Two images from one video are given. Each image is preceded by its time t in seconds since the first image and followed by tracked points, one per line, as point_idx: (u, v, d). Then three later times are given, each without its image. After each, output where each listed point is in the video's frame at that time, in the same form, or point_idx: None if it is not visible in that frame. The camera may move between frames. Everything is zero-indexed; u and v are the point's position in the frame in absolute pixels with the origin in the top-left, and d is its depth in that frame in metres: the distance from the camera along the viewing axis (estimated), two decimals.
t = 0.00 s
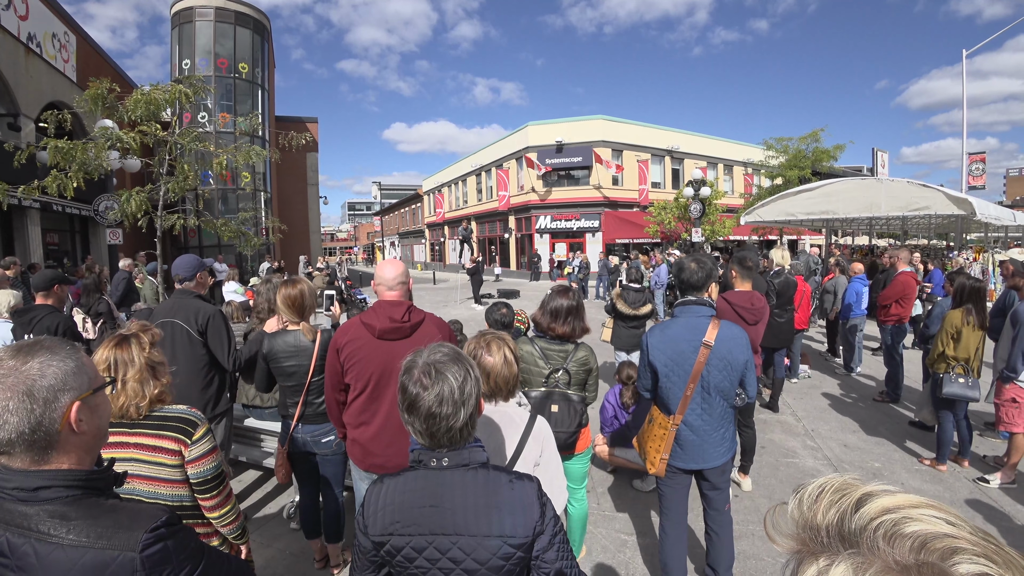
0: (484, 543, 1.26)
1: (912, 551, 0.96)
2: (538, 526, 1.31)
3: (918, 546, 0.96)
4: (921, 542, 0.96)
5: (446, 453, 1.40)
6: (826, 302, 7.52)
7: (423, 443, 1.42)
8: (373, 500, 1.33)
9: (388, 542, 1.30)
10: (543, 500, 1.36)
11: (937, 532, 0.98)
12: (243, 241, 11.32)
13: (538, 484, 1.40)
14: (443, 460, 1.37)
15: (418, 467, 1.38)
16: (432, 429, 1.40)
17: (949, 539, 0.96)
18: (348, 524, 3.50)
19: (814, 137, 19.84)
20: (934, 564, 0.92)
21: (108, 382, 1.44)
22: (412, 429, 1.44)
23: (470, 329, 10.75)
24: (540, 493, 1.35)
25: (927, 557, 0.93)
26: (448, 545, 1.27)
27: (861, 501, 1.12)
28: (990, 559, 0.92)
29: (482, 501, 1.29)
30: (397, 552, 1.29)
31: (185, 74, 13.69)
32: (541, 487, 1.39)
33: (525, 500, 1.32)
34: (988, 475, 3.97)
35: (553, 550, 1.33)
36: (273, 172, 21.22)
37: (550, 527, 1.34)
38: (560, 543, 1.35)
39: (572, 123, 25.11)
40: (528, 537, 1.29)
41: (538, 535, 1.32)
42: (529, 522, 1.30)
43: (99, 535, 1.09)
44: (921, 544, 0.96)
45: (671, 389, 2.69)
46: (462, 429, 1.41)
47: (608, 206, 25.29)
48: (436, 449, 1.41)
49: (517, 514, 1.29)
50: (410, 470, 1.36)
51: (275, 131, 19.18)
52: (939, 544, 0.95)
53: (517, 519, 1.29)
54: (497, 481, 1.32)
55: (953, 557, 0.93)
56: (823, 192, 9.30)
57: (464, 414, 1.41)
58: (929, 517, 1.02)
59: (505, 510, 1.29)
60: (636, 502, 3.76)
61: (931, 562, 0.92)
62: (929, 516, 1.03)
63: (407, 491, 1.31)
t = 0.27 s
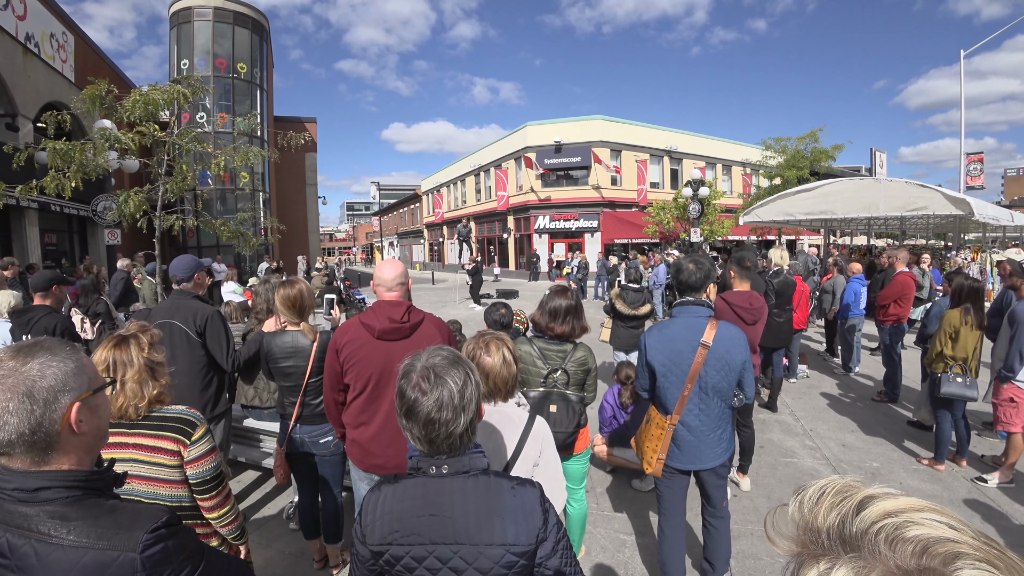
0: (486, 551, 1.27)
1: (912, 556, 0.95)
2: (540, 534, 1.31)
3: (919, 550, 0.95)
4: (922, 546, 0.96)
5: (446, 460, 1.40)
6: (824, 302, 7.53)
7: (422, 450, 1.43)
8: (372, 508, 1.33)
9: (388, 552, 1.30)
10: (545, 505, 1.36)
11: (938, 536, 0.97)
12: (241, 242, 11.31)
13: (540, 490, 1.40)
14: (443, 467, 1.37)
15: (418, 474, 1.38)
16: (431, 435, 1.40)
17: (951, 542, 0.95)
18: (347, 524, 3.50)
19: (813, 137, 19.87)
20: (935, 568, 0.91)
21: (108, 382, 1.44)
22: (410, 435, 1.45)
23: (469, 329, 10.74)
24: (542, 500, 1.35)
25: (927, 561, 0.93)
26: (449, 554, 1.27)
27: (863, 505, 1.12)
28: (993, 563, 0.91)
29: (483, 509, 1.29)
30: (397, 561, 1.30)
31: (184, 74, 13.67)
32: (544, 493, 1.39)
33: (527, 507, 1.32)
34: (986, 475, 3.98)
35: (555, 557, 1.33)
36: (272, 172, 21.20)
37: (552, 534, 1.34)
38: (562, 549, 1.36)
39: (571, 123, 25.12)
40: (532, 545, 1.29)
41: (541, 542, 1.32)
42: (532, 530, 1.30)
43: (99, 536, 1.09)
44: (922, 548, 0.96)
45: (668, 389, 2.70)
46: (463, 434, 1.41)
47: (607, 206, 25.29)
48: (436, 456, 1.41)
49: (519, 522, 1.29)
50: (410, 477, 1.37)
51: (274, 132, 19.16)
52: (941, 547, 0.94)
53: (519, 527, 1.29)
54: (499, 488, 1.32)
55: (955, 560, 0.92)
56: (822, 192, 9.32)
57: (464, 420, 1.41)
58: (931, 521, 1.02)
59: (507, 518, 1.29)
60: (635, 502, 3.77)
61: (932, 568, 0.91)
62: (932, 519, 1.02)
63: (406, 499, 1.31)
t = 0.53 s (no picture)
0: (491, 557, 1.26)
1: (928, 553, 0.96)
2: (545, 539, 1.32)
3: (935, 547, 0.96)
4: (937, 543, 0.96)
5: (450, 465, 1.40)
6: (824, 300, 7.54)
7: (425, 455, 1.42)
8: (374, 514, 1.33)
9: (389, 558, 1.30)
10: (550, 511, 1.36)
11: (955, 534, 0.97)
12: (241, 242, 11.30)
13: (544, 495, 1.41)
14: (447, 472, 1.38)
15: (420, 478, 1.39)
16: (434, 441, 1.39)
17: (968, 541, 0.95)
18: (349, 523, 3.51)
19: (812, 135, 19.88)
20: (949, 565, 0.92)
21: (111, 382, 1.44)
22: (413, 440, 1.44)
23: (469, 328, 10.75)
24: (546, 505, 1.36)
25: (943, 559, 0.93)
26: (452, 560, 1.27)
27: (878, 502, 1.12)
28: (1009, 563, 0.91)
29: (488, 514, 1.29)
30: (398, 567, 1.29)
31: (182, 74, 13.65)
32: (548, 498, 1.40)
33: (531, 512, 1.32)
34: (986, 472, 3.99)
35: (559, 563, 1.33)
36: (271, 172, 21.18)
37: (557, 539, 1.35)
38: (566, 555, 1.36)
39: (570, 122, 25.12)
40: (536, 551, 1.29)
41: (546, 548, 1.32)
42: (536, 535, 1.30)
43: (103, 535, 1.09)
44: (938, 545, 0.96)
45: (675, 387, 2.69)
46: (466, 440, 1.41)
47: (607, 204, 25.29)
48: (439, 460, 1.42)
49: (523, 528, 1.30)
50: (411, 482, 1.37)
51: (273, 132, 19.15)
52: (957, 546, 0.94)
53: (524, 533, 1.29)
54: (503, 492, 1.33)
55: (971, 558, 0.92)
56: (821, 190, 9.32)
57: (469, 425, 1.41)
58: (947, 518, 1.02)
59: (511, 522, 1.29)
60: (636, 500, 3.78)
61: (949, 565, 0.91)
62: (947, 517, 1.02)
63: (410, 505, 1.31)
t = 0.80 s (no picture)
0: (493, 561, 1.27)
1: (939, 554, 0.96)
2: (547, 542, 1.32)
3: (945, 547, 0.96)
4: (949, 544, 0.96)
5: (451, 467, 1.40)
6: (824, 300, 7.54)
7: (425, 458, 1.43)
8: (374, 516, 1.34)
9: (390, 562, 1.30)
10: (551, 513, 1.37)
11: (967, 534, 0.98)
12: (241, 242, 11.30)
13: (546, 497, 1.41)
14: (447, 475, 1.38)
15: (421, 481, 1.39)
16: (435, 444, 1.40)
17: (980, 542, 0.95)
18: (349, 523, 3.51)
19: (811, 136, 19.90)
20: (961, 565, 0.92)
21: (117, 381, 1.44)
22: (413, 443, 1.45)
23: (469, 329, 10.74)
24: (548, 508, 1.36)
25: (954, 558, 0.93)
26: (454, 564, 1.28)
27: (889, 503, 1.12)
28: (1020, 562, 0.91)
29: (489, 518, 1.29)
30: (399, 571, 1.30)
31: (182, 75, 13.66)
32: (549, 500, 1.40)
33: (533, 514, 1.33)
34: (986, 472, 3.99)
35: (561, 566, 1.34)
36: (271, 173, 21.19)
37: (559, 542, 1.35)
38: (568, 557, 1.36)
39: (570, 123, 25.13)
40: (539, 555, 1.29)
41: (548, 551, 1.32)
42: (538, 539, 1.31)
43: (109, 533, 1.10)
44: (948, 545, 0.96)
45: (683, 387, 2.69)
46: (467, 443, 1.41)
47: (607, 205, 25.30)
48: (439, 462, 1.42)
49: (525, 531, 1.30)
50: (412, 485, 1.37)
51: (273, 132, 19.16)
52: (967, 545, 0.95)
53: (526, 536, 1.29)
54: (504, 495, 1.33)
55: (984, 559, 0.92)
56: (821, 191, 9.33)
57: (470, 428, 1.41)
58: (958, 518, 1.02)
59: (513, 525, 1.30)
60: (636, 500, 3.78)
61: (959, 564, 0.92)
62: (957, 517, 1.02)
63: (410, 508, 1.32)
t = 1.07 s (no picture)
0: (494, 566, 1.27)
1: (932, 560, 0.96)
2: (548, 548, 1.32)
3: (938, 552, 0.96)
4: (940, 549, 0.96)
5: (452, 472, 1.40)
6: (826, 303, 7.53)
7: (426, 461, 1.42)
8: (375, 519, 1.34)
9: (392, 565, 1.31)
10: (552, 518, 1.36)
11: (959, 539, 0.98)
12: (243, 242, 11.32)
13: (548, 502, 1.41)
14: (449, 480, 1.38)
15: (422, 485, 1.39)
16: (437, 449, 1.39)
17: (970, 546, 0.96)
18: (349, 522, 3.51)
19: (814, 138, 19.87)
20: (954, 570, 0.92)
21: (121, 381, 1.44)
22: (415, 447, 1.44)
23: (470, 330, 10.74)
24: (549, 513, 1.36)
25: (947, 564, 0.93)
26: (455, 568, 1.28)
27: (883, 511, 1.12)
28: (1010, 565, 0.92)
29: (490, 523, 1.29)
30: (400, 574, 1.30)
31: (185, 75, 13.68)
32: (551, 505, 1.40)
33: (535, 519, 1.33)
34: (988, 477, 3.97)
35: (561, 572, 1.33)
36: (274, 172, 21.23)
37: (560, 548, 1.35)
38: (568, 562, 1.36)
39: (572, 124, 25.13)
40: (540, 560, 1.29)
41: (549, 557, 1.32)
42: (539, 544, 1.30)
43: (112, 532, 1.10)
44: (940, 551, 0.96)
45: (685, 389, 2.68)
46: (469, 448, 1.41)
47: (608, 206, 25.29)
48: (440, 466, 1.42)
49: (526, 537, 1.30)
50: (413, 489, 1.37)
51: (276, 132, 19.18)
52: (958, 550, 0.95)
53: (527, 542, 1.29)
54: (505, 499, 1.33)
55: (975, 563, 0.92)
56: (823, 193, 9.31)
57: (472, 432, 1.40)
58: (950, 524, 1.02)
59: (514, 531, 1.29)
60: (637, 502, 3.78)
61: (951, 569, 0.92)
62: (949, 523, 1.03)
63: (412, 512, 1.32)
